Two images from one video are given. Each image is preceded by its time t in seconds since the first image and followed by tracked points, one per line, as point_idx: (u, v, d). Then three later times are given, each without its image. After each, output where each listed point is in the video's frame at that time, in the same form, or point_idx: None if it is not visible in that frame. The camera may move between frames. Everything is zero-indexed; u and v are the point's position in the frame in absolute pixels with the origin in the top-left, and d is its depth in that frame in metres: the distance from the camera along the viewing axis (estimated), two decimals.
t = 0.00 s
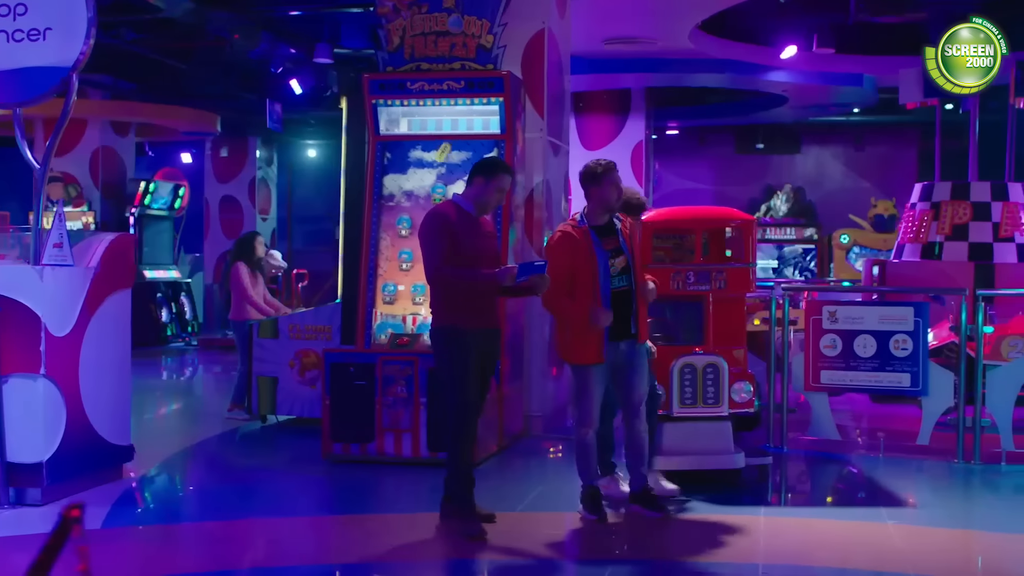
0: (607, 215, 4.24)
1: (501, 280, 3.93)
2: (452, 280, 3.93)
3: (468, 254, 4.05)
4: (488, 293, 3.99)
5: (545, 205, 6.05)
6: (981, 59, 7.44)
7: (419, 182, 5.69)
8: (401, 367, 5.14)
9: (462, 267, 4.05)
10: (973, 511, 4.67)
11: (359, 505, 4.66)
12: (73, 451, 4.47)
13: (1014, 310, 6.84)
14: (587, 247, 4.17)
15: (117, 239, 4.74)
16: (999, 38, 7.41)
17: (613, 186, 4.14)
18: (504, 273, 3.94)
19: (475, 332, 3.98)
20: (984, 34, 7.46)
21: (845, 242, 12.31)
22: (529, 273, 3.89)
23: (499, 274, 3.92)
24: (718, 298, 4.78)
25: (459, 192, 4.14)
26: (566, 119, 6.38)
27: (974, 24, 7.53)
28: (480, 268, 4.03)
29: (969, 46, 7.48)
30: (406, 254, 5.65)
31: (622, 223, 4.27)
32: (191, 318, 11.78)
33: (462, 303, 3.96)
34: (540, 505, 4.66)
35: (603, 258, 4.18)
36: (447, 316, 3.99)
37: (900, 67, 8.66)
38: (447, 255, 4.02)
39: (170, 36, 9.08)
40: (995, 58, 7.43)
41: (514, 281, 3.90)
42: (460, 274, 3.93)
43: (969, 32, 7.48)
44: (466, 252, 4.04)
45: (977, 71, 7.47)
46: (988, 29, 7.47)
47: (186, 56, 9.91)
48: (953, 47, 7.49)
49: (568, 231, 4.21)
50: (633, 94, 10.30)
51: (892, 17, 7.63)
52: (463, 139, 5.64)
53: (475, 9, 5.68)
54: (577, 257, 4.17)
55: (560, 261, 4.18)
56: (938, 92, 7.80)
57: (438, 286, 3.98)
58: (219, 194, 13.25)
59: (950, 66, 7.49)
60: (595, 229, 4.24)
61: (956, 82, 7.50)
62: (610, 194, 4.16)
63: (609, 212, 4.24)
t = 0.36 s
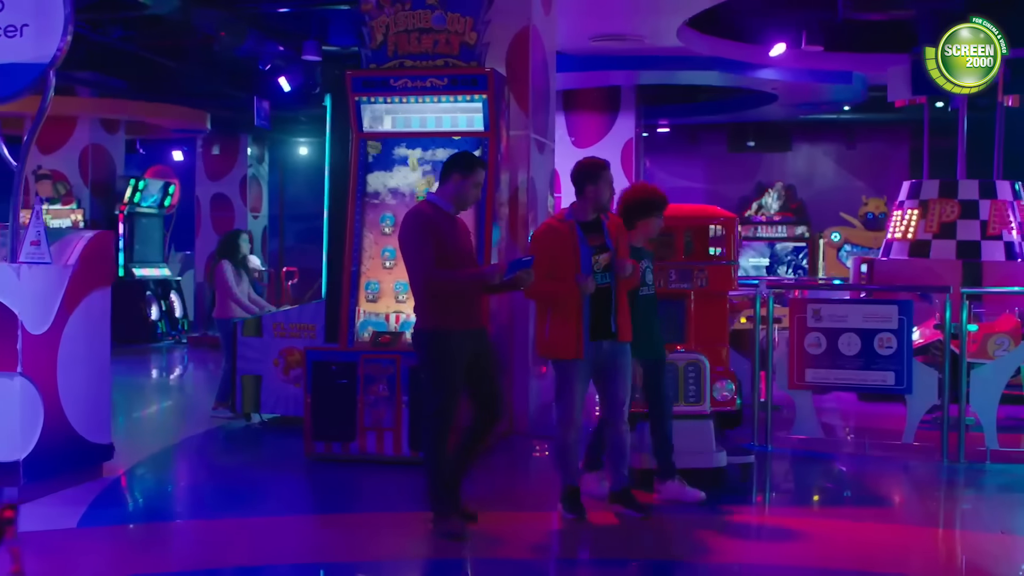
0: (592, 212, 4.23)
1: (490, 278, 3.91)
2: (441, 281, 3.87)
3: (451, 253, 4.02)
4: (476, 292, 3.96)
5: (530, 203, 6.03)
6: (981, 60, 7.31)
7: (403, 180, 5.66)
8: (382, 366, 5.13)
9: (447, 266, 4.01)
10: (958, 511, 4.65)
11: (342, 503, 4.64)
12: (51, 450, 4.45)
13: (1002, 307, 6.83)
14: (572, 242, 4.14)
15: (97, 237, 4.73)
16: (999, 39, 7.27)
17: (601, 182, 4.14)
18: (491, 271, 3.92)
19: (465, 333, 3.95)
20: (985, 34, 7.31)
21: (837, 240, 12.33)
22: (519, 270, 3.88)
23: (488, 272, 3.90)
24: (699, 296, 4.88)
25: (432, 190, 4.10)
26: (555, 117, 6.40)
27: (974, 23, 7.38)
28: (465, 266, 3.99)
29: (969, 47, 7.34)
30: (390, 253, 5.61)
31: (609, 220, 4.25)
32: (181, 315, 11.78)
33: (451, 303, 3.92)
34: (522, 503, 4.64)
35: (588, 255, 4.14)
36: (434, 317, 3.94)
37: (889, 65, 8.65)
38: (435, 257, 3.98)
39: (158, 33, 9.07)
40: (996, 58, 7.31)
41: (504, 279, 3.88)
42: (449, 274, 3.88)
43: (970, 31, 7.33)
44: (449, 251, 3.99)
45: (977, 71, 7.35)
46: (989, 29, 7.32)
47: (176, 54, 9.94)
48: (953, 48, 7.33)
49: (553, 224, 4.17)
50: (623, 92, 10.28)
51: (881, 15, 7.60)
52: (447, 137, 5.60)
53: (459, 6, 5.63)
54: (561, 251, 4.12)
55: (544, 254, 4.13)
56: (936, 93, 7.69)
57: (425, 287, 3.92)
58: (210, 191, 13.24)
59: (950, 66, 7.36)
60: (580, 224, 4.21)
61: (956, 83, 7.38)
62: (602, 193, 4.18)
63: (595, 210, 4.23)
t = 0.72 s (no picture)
0: (580, 211, 4.20)
1: (470, 278, 3.88)
2: (420, 283, 3.86)
3: (429, 254, 3.95)
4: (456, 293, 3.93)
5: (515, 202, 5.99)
6: (981, 59, 7.29)
7: (386, 179, 5.64)
8: (365, 365, 5.12)
9: (425, 269, 3.94)
10: (943, 510, 4.64)
11: (326, 502, 4.62)
12: (30, 450, 4.43)
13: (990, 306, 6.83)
14: (554, 240, 4.13)
15: (78, 235, 4.71)
16: (1000, 38, 7.25)
17: (587, 183, 4.08)
18: (470, 272, 3.88)
19: (447, 334, 3.92)
20: (985, 34, 7.29)
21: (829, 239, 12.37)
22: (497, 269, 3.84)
23: (468, 273, 3.85)
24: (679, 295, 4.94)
25: (410, 189, 4.05)
26: (540, 120, 6.39)
27: (974, 23, 7.36)
28: (444, 266, 3.95)
29: (969, 47, 7.32)
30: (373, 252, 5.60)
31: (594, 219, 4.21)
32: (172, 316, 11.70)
33: (432, 305, 3.89)
34: (506, 501, 4.62)
35: (573, 253, 4.12)
36: (415, 320, 3.91)
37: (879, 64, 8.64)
38: (410, 259, 3.91)
39: (146, 31, 9.07)
40: (996, 58, 7.30)
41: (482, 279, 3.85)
42: (428, 276, 3.86)
43: (970, 31, 7.31)
44: (429, 253, 3.95)
45: (976, 71, 7.34)
46: (988, 29, 7.30)
47: (165, 53, 9.96)
48: (953, 48, 7.30)
49: (536, 223, 4.17)
50: (614, 91, 10.27)
51: (872, 14, 7.59)
52: (431, 135, 5.58)
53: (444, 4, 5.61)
54: (544, 251, 4.12)
55: (526, 251, 4.13)
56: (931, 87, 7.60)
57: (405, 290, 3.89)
58: (201, 190, 13.24)
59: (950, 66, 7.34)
60: (567, 223, 4.19)
61: (955, 83, 7.36)
62: (586, 193, 4.11)
63: (582, 209, 4.20)
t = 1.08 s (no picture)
0: (572, 209, 4.14)
1: (454, 277, 3.83)
2: (403, 282, 3.82)
3: (418, 252, 3.91)
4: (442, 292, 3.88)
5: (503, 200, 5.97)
6: (981, 59, 7.26)
7: (372, 178, 5.61)
8: (350, 365, 5.09)
9: (411, 266, 3.91)
10: (934, 510, 4.61)
11: (310, 501, 4.61)
12: (11, 449, 4.41)
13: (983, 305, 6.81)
14: (545, 236, 4.05)
15: (60, 233, 4.71)
16: (1000, 38, 7.22)
17: (575, 179, 3.99)
18: (455, 272, 3.83)
19: (432, 333, 3.87)
20: (985, 34, 7.26)
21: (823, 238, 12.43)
22: (482, 267, 3.79)
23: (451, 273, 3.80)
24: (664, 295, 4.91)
25: (406, 188, 4.00)
26: (528, 119, 6.38)
27: (974, 24, 7.33)
28: (432, 265, 3.90)
29: (969, 47, 7.28)
30: (360, 251, 5.56)
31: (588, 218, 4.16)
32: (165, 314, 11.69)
33: (417, 304, 3.85)
34: (492, 500, 4.61)
35: (563, 251, 4.04)
36: (401, 319, 3.87)
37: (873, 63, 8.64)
38: (393, 257, 3.89)
39: (137, 30, 9.08)
40: (996, 58, 7.27)
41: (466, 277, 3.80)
42: (411, 275, 3.82)
43: (970, 31, 7.27)
44: (417, 251, 3.91)
45: (976, 71, 7.31)
46: (988, 29, 7.27)
47: (158, 53, 9.99)
48: (953, 48, 7.26)
49: (530, 220, 4.09)
50: (608, 90, 10.26)
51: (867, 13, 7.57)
52: (418, 134, 5.56)
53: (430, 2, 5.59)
54: (536, 247, 4.04)
55: (519, 250, 4.06)
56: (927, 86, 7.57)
57: (390, 289, 3.86)
58: (197, 189, 13.31)
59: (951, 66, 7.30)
60: (558, 220, 4.12)
61: (955, 83, 7.33)
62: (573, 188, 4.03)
63: (573, 207, 4.13)
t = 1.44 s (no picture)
0: (560, 206, 4.04)
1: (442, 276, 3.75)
2: (391, 279, 3.76)
3: (409, 248, 3.84)
4: (432, 290, 3.82)
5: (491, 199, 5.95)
6: (981, 60, 7.23)
7: (359, 177, 5.58)
8: (336, 364, 5.08)
9: (403, 263, 3.85)
10: (925, 510, 4.59)
11: (294, 501, 4.58)
12: None
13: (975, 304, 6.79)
14: (531, 232, 4.01)
15: (42, 233, 4.68)
16: (1000, 38, 7.19)
17: (559, 178, 3.93)
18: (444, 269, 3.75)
19: (420, 331, 3.81)
20: (985, 34, 7.23)
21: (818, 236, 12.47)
22: (474, 262, 3.74)
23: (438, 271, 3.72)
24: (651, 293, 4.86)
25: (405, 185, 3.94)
26: (515, 115, 6.35)
27: (974, 24, 7.29)
28: (423, 262, 3.83)
29: (969, 47, 7.25)
30: (348, 250, 5.56)
31: (577, 215, 4.05)
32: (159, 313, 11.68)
33: (406, 302, 3.80)
34: (476, 500, 4.58)
35: (548, 249, 3.98)
36: (393, 316, 3.82)
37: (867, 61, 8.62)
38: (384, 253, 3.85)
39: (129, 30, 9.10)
40: (996, 58, 7.24)
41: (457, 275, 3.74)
42: (398, 271, 3.75)
43: (971, 31, 7.23)
44: (410, 249, 3.84)
45: (976, 71, 7.27)
46: (988, 29, 7.23)
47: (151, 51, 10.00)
48: (953, 48, 7.23)
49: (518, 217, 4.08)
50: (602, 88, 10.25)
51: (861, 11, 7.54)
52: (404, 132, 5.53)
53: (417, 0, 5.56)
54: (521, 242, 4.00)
55: (503, 248, 4.04)
56: (923, 84, 7.54)
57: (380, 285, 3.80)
58: (192, 188, 13.32)
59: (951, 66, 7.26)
60: (546, 217, 4.06)
61: (956, 83, 7.29)
62: (556, 185, 3.95)
63: (561, 204, 4.03)
